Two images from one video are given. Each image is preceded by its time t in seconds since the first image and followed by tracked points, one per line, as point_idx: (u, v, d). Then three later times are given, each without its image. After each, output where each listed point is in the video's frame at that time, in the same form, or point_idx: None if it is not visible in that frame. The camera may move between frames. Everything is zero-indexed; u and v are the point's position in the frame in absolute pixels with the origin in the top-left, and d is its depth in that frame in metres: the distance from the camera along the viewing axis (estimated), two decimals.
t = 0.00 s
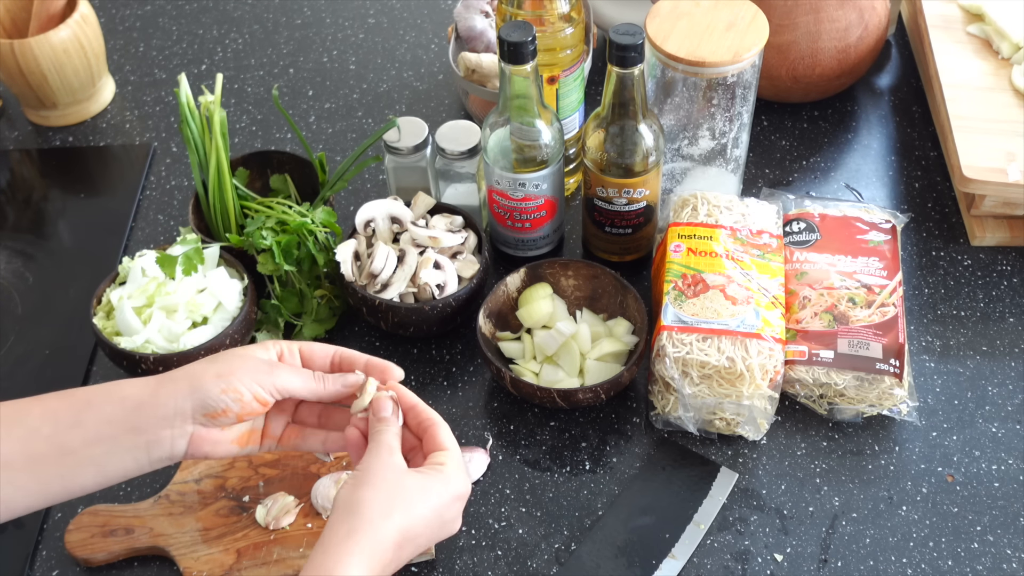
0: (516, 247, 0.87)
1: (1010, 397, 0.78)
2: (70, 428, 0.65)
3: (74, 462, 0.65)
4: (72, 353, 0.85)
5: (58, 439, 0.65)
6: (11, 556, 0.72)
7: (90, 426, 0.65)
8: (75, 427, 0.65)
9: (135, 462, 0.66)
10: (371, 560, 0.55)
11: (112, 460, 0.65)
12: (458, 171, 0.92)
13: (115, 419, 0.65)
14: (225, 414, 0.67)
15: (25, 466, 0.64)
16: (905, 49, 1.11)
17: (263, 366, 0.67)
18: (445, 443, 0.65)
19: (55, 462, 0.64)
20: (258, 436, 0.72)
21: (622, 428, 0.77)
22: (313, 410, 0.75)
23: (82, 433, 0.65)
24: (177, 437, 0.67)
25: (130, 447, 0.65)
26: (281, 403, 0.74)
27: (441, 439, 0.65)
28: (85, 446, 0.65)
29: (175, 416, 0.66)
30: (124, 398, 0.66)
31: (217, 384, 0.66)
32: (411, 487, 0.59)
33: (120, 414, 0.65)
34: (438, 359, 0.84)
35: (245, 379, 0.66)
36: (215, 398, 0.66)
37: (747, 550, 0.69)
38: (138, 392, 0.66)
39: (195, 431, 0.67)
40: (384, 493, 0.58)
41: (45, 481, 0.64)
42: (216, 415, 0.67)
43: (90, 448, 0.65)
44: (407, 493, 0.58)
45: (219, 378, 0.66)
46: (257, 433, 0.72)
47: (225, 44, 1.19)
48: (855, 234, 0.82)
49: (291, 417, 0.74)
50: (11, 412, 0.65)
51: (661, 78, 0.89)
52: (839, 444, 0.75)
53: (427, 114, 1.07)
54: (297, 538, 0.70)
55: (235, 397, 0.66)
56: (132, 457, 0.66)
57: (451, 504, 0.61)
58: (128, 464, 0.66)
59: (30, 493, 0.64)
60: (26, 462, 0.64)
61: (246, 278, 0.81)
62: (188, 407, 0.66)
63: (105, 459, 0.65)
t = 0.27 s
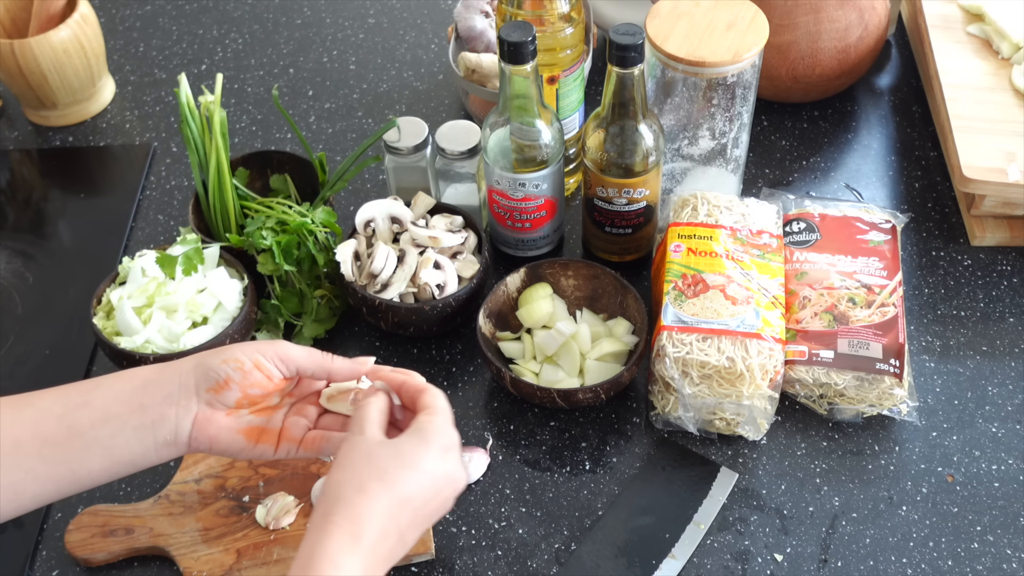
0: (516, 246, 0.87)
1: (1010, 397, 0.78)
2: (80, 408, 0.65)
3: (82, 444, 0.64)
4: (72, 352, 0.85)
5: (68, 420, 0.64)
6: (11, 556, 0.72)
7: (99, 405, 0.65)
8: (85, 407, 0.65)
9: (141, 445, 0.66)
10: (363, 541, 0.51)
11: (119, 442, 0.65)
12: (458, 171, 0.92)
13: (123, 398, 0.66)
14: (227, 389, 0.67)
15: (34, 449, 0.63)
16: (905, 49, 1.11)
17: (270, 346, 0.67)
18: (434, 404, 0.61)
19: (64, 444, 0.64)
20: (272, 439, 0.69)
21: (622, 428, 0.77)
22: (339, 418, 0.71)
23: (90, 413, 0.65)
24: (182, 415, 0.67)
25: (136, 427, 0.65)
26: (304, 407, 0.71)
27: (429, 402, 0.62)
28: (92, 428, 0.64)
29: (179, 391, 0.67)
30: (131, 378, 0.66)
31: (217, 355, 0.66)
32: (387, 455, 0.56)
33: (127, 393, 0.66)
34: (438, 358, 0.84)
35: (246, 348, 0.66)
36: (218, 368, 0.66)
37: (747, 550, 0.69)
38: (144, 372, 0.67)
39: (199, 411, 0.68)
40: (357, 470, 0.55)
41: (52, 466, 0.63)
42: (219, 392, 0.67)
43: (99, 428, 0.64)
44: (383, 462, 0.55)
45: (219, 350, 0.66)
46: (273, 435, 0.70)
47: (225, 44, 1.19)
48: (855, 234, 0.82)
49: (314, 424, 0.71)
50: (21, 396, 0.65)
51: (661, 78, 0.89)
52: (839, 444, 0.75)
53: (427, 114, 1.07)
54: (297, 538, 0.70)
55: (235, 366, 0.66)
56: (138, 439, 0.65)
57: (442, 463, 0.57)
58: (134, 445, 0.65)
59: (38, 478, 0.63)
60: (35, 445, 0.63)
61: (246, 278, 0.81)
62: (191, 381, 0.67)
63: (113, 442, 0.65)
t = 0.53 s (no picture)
0: (516, 246, 0.87)
1: (1010, 397, 0.78)
2: (93, 397, 0.64)
3: (96, 434, 0.64)
4: (73, 352, 0.85)
5: (81, 409, 0.64)
6: (12, 556, 0.72)
7: (113, 394, 0.65)
8: (98, 396, 0.64)
9: (153, 434, 0.65)
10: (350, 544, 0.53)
11: (132, 431, 0.65)
12: (458, 171, 0.92)
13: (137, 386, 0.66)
14: (237, 374, 0.67)
15: (48, 439, 0.63)
16: (905, 49, 1.11)
17: (280, 326, 0.67)
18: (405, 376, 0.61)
19: (79, 434, 0.63)
20: (286, 429, 0.69)
21: (622, 428, 0.77)
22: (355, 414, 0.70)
23: (103, 403, 0.64)
24: (193, 404, 0.67)
25: (148, 416, 0.65)
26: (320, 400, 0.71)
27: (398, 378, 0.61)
28: (106, 417, 0.64)
29: (189, 379, 0.67)
30: (142, 367, 0.66)
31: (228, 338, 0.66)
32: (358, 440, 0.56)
33: (140, 382, 0.66)
34: (438, 358, 0.84)
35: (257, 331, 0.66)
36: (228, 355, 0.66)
37: (747, 550, 0.69)
38: (156, 360, 0.67)
39: (210, 399, 0.67)
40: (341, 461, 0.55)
41: (65, 456, 0.63)
42: (229, 378, 0.67)
43: (112, 418, 0.64)
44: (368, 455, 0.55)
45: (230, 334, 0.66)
46: (287, 426, 0.69)
47: (225, 44, 1.19)
48: (855, 234, 0.82)
49: (330, 419, 0.70)
50: (33, 387, 0.65)
51: (661, 78, 0.89)
52: (839, 444, 0.75)
53: (427, 114, 1.07)
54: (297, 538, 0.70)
55: (245, 349, 0.66)
56: (150, 428, 0.65)
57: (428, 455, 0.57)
58: (147, 434, 0.65)
59: (53, 468, 0.63)
60: (50, 435, 0.63)
61: (246, 278, 0.81)
62: (202, 369, 0.67)
63: (127, 431, 0.65)
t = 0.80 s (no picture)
0: (516, 246, 0.87)
1: (1010, 397, 0.78)
2: (105, 395, 0.64)
3: (108, 432, 0.64)
4: (73, 352, 0.84)
5: (93, 408, 0.64)
6: (12, 556, 0.72)
7: (124, 392, 0.64)
8: (110, 394, 0.64)
9: (165, 433, 0.65)
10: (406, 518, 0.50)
11: (143, 430, 0.64)
12: (458, 171, 0.92)
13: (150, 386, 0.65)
14: (249, 380, 0.66)
15: (61, 437, 0.63)
16: (905, 49, 1.11)
17: (295, 337, 0.67)
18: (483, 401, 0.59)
19: (90, 432, 0.63)
20: (297, 430, 0.70)
21: (622, 428, 0.77)
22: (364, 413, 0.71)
23: (114, 401, 0.64)
24: (205, 404, 0.66)
25: (161, 415, 0.65)
26: (329, 399, 0.71)
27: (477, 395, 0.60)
28: (118, 415, 0.64)
29: (202, 379, 0.66)
30: (154, 367, 0.66)
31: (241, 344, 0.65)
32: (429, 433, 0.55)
33: (153, 381, 0.65)
34: (438, 358, 0.84)
35: (271, 339, 0.66)
36: (240, 359, 0.65)
37: (748, 550, 0.69)
38: (169, 358, 0.66)
39: (222, 401, 0.67)
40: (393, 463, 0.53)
41: (76, 454, 0.63)
42: (241, 382, 0.66)
43: (123, 417, 0.64)
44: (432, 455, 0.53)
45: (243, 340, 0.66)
46: (296, 428, 0.70)
47: (225, 44, 1.19)
48: (855, 234, 0.82)
49: (339, 418, 0.71)
50: (47, 384, 0.65)
51: (661, 78, 0.89)
52: (839, 444, 0.75)
53: (427, 114, 1.07)
54: (297, 538, 0.70)
55: (259, 356, 0.65)
56: (162, 427, 0.65)
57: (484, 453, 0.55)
58: (159, 434, 0.65)
59: (65, 466, 0.63)
60: (62, 433, 0.63)
61: (246, 278, 0.81)
62: (214, 370, 0.66)
63: (138, 430, 0.64)
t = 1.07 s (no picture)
0: (516, 246, 0.87)
1: (1010, 397, 0.78)
2: (88, 379, 0.65)
3: (91, 415, 0.64)
4: (73, 352, 0.85)
5: (77, 391, 0.65)
6: (12, 556, 0.72)
7: (108, 375, 0.65)
8: (93, 378, 0.65)
9: (149, 415, 0.65)
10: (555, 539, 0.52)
11: (126, 412, 0.65)
12: (458, 171, 0.92)
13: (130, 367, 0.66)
14: (232, 363, 0.67)
15: (44, 421, 0.64)
16: (905, 49, 1.11)
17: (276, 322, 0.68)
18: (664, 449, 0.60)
19: (71, 416, 0.64)
20: (279, 411, 0.70)
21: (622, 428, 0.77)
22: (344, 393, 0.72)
23: (98, 385, 0.65)
24: (188, 387, 0.66)
25: (143, 397, 0.65)
26: (309, 379, 0.72)
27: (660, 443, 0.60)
28: (101, 398, 0.65)
29: (184, 362, 0.67)
30: (138, 352, 0.67)
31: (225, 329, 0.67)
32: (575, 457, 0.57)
33: (135, 364, 0.66)
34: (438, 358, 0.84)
35: (254, 323, 0.67)
36: (223, 341, 0.66)
37: (747, 550, 0.69)
38: (155, 343, 0.67)
39: (204, 382, 0.67)
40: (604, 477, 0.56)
41: (59, 439, 0.64)
42: (223, 365, 0.67)
43: (107, 400, 0.65)
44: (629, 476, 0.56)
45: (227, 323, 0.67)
46: (278, 409, 0.70)
47: (225, 44, 1.19)
48: (855, 234, 0.82)
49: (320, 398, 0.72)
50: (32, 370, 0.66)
51: (661, 78, 0.89)
52: (839, 444, 0.75)
53: (427, 114, 1.07)
54: (297, 538, 0.70)
55: (241, 340, 0.66)
56: (145, 409, 0.65)
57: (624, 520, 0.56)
58: (141, 415, 0.65)
59: (47, 450, 0.63)
60: (46, 417, 0.64)
61: (246, 278, 0.81)
62: (197, 353, 0.67)
63: (122, 412, 0.65)
